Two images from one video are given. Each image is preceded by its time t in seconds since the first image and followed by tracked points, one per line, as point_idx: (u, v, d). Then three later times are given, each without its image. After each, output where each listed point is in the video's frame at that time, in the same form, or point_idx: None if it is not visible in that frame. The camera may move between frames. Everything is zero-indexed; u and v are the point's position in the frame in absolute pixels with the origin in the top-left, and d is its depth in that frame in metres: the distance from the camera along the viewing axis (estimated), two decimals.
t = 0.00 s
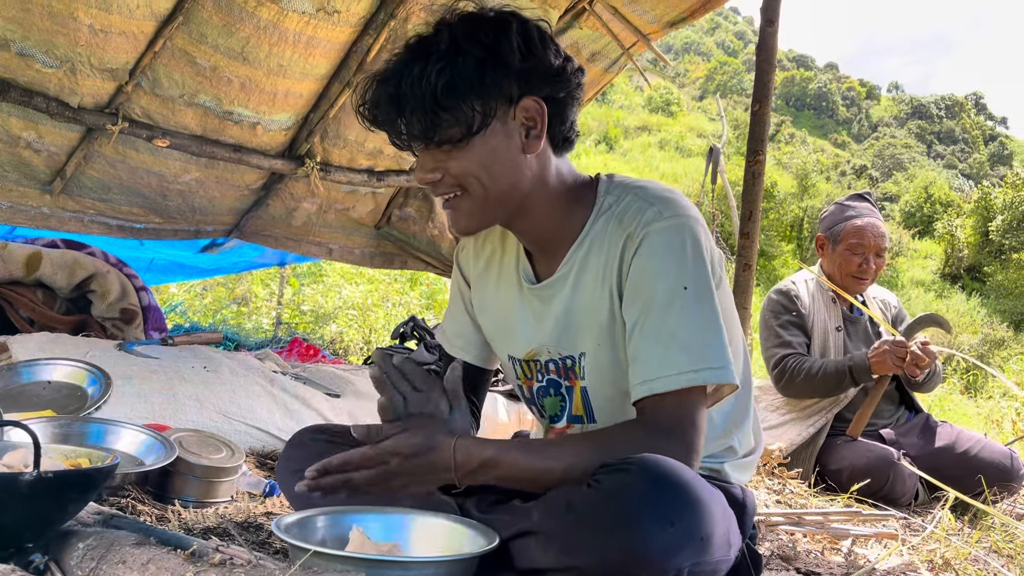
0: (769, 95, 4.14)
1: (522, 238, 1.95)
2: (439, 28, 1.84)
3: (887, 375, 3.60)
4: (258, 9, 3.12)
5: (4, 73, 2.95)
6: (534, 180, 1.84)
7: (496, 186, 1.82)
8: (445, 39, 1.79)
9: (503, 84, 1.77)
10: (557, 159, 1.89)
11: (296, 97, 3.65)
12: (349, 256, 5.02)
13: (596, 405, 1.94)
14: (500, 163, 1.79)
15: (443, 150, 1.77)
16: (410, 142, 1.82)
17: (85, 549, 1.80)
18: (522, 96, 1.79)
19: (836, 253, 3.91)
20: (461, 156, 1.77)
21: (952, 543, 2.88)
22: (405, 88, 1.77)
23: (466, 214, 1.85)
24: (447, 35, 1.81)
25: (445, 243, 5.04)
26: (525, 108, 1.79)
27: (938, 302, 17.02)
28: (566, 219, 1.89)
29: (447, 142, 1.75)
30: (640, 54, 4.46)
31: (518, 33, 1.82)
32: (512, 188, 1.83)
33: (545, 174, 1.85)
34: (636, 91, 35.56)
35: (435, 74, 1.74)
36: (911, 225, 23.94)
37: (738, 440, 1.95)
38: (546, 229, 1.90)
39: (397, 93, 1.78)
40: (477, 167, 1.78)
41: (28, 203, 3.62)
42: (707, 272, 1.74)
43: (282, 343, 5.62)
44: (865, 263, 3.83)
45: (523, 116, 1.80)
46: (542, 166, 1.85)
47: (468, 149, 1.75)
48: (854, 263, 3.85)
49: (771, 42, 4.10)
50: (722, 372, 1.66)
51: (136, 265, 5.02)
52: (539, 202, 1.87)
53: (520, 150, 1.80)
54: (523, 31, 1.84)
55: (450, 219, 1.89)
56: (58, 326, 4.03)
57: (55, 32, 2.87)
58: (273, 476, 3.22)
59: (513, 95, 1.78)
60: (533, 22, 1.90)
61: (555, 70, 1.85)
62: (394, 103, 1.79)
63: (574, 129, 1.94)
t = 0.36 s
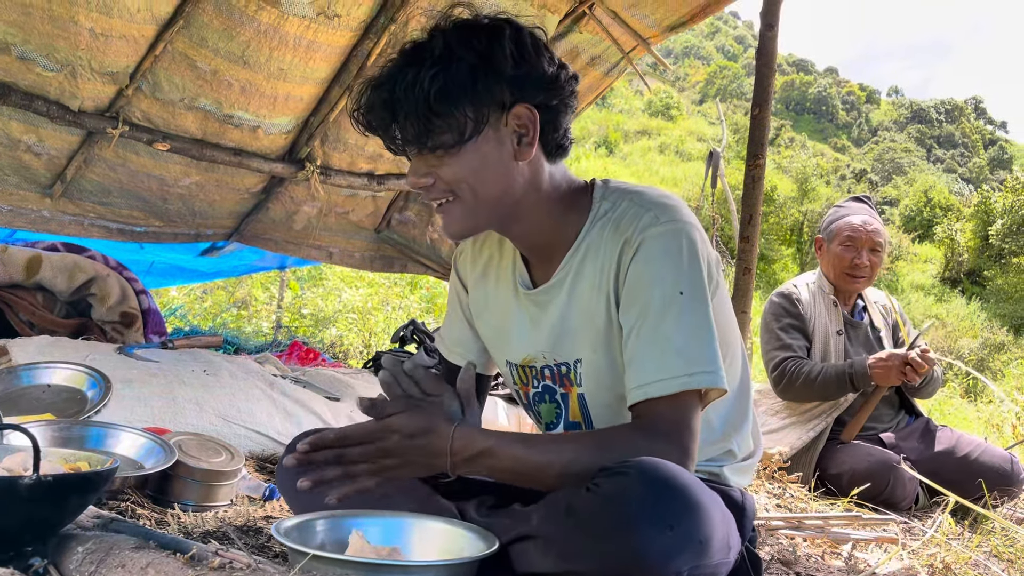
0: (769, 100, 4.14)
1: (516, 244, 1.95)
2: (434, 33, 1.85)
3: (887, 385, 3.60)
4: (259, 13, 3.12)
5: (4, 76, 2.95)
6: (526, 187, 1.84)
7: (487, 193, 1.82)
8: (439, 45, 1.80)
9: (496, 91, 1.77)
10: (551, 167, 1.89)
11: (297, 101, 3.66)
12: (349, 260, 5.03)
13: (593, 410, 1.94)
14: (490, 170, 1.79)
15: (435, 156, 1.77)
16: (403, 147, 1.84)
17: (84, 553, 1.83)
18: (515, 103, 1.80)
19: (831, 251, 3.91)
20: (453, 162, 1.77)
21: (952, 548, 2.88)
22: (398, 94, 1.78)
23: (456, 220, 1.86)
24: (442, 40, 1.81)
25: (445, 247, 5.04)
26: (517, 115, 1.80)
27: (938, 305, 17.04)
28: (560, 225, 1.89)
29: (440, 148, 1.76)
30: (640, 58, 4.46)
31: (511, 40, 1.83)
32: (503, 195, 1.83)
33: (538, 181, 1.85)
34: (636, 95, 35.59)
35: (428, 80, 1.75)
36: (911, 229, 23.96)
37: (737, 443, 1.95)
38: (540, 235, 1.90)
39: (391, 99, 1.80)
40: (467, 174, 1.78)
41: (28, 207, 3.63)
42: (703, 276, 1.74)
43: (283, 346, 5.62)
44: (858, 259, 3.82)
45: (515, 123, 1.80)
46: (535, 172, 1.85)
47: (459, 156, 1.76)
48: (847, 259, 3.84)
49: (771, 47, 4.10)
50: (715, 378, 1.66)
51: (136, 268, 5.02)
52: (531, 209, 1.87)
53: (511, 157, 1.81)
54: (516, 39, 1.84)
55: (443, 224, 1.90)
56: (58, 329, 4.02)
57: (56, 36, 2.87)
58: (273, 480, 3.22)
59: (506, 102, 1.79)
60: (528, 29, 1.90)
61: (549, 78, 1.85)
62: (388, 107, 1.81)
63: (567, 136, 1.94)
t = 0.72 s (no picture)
0: (769, 103, 4.14)
1: (514, 245, 1.96)
2: (435, 35, 1.85)
3: (888, 391, 3.58)
4: (259, 16, 3.13)
5: (5, 79, 2.95)
6: (521, 190, 1.84)
7: (483, 197, 1.82)
8: (439, 47, 1.80)
9: (494, 94, 1.77)
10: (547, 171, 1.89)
11: (297, 104, 3.66)
12: (349, 263, 5.02)
13: (591, 413, 1.94)
14: (486, 174, 1.79)
15: (432, 158, 1.78)
16: (401, 147, 1.84)
17: (84, 556, 1.85)
18: (513, 108, 1.80)
19: (831, 253, 3.93)
20: (449, 164, 1.78)
21: (953, 551, 2.87)
22: (397, 95, 1.79)
23: (451, 222, 1.87)
24: (443, 42, 1.81)
25: (445, 250, 5.04)
26: (515, 120, 1.80)
27: (939, 309, 17.03)
28: (556, 228, 1.90)
29: (437, 150, 1.76)
30: (640, 61, 4.46)
31: (511, 45, 1.83)
32: (498, 199, 1.83)
33: (534, 184, 1.86)
34: (636, 99, 35.61)
35: (427, 82, 1.76)
36: (911, 233, 23.96)
37: (737, 447, 1.95)
38: (538, 237, 1.91)
39: (390, 100, 1.80)
40: (463, 177, 1.79)
41: (29, 210, 3.63)
42: (699, 280, 1.74)
43: (283, 349, 5.62)
44: (858, 261, 3.83)
45: (513, 127, 1.80)
46: (531, 175, 1.85)
47: (456, 158, 1.76)
48: (846, 261, 3.85)
49: (771, 50, 4.10)
50: (712, 383, 1.66)
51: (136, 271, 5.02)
52: (528, 212, 1.88)
53: (507, 162, 1.81)
54: (517, 44, 1.84)
55: (436, 225, 1.90)
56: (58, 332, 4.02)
57: (57, 39, 2.88)
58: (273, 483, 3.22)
59: (504, 106, 1.79)
60: (529, 34, 1.90)
61: (548, 84, 1.85)
62: (386, 108, 1.81)
63: (566, 140, 1.94)
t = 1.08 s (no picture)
0: (769, 105, 4.14)
1: (515, 246, 1.96)
2: (436, 36, 1.84)
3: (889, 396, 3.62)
4: (260, 19, 3.13)
5: (6, 81, 2.95)
6: (521, 191, 1.85)
7: (483, 198, 1.82)
8: (440, 48, 1.80)
9: (495, 96, 1.77)
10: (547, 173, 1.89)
11: (298, 106, 3.67)
12: (349, 265, 5.02)
13: (591, 415, 1.94)
14: (486, 176, 1.80)
15: (433, 159, 1.78)
16: (401, 148, 1.84)
17: (84, 559, 1.85)
18: (514, 110, 1.80)
19: (832, 255, 3.94)
20: (450, 166, 1.78)
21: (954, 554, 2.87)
22: (398, 96, 1.79)
23: (450, 223, 1.87)
24: (444, 43, 1.81)
25: (445, 252, 5.04)
26: (516, 122, 1.80)
27: (939, 312, 17.03)
28: (557, 230, 1.90)
29: (438, 151, 1.76)
30: (640, 64, 4.47)
31: (513, 46, 1.83)
32: (498, 201, 1.84)
33: (534, 186, 1.86)
34: (636, 101, 35.62)
35: (428, 83, 1.75)
36: (911, 235, 23.96)
37: (737, 449, 1.94)
38: (538, 238, 1.91)
39: (390, 100, 1.80)
40: (463, 179, 1.79)
41: (29, 212, 3.63)
42: (700, 283, 1.74)
43: (283, 352, 5.62)
44: (859, 263, 3.84)
45: (514, 129, 1.81)
46: (531, 177, 1.86)
47: (457, 159, 1.76)
48: (847, 263, 3.86)
49: (772, 53, 4.10)
50: (713, 385, 1.65)
51: (137, 273, 5.03)
52: (528, 214, 1.88)
53: (508, 164, 1.81)
54: (518, 45, 1.84)
55: (436, 226, 1.91)
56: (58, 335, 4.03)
57: (58, 42, 2.88)
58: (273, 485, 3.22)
59: (505, 108, 1.79)
60: (530, 35, 1.90)
61: (549, 86, 1.85)
62: (387, 109, 1.81)
63: (567, 143, 1.94)
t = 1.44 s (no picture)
0: (770, 108, 4.14)
1: (516, 250, 1.96)
2: (437, 41, 1.84)
3: (887, 391, 3.57)
4: (262, 21, 3.13)
5: (8, 83, 2.95)
6: (521, 197, 1.85)
7: (483, 203, 1.82)
8: (441, 53, 1.80)
9: (496, 102, 1.77)
10: (548, 177, 1.89)
11: (299, 109, 3.67)
12: (350, 268, 5.01)
13: (592, 418, 1.94)
14: (486, 181, 1.80)
15: (433, 164, 1.78)
16: (402, 153, 1.84)
17: (84, 561, 1.85)
18: (515, 115, 1.80)
19: (833, 257, 3.94)
20: (451, 171, 1.78)
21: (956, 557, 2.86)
22: (399, 101, 1.79)
23: (450, 228, 1.87)
24: (444, 48, 1.81)
25: (446, 255, 5.04)
26: (517, 127, 1.80)
27: (940, 314, 17.01)
28: (558, 233, 1.89)
29: (439, 157, 1.76)
30: (641, 67, 4.47)
31: (514, 51, 1.83)
32: (499, 206, 1.84)
33: (534, 191, 1.86)
34: (637, 104, 35.63)
35: (430, 89, 1.75)
36: (913, 237, 23.95)
37: (739, 452, 1.94)
38: (539, 241, 1.91)
39: (391, 105, 1.80)
40: (463, 185, 1.79)
41: (31, 214, 3.63)
42: (701, 286, 1.73)
43: (284, 354, 5.63)
44: (860, 265, 3.84)
45: (515, 135, 1.81)
46: (531, 181, 1.85)
47: (458, 165, 1.76)
48: (849, 265, 3.86)
49: (773, 55, 4.09)
50: (715, 389, 1.65)
51: (138, 276, 5.03)
52: (528, 219, 1.88)
53: (509, 169, 1.81)
54: (519, 50, 1.84)
55: (435, 230, 1.91)
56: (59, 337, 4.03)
57: (60, 44, 2.88)
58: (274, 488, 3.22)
59: (506, 113, 1.79)
60: (531, 40, 1.89)
61: (550, 90, 1.85)
62: (388, 114, 1.81)
63: (568, 145, 1.94)
